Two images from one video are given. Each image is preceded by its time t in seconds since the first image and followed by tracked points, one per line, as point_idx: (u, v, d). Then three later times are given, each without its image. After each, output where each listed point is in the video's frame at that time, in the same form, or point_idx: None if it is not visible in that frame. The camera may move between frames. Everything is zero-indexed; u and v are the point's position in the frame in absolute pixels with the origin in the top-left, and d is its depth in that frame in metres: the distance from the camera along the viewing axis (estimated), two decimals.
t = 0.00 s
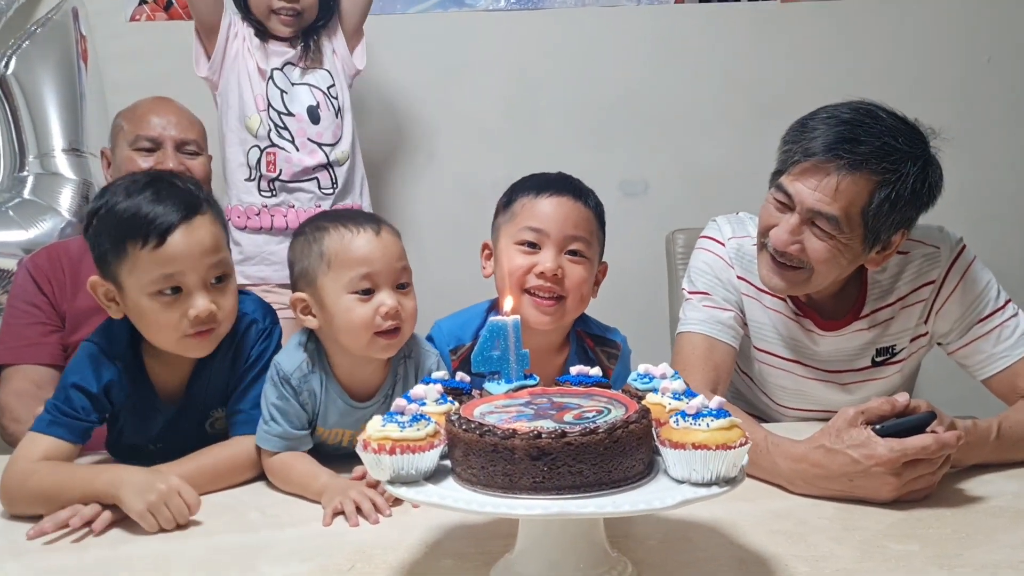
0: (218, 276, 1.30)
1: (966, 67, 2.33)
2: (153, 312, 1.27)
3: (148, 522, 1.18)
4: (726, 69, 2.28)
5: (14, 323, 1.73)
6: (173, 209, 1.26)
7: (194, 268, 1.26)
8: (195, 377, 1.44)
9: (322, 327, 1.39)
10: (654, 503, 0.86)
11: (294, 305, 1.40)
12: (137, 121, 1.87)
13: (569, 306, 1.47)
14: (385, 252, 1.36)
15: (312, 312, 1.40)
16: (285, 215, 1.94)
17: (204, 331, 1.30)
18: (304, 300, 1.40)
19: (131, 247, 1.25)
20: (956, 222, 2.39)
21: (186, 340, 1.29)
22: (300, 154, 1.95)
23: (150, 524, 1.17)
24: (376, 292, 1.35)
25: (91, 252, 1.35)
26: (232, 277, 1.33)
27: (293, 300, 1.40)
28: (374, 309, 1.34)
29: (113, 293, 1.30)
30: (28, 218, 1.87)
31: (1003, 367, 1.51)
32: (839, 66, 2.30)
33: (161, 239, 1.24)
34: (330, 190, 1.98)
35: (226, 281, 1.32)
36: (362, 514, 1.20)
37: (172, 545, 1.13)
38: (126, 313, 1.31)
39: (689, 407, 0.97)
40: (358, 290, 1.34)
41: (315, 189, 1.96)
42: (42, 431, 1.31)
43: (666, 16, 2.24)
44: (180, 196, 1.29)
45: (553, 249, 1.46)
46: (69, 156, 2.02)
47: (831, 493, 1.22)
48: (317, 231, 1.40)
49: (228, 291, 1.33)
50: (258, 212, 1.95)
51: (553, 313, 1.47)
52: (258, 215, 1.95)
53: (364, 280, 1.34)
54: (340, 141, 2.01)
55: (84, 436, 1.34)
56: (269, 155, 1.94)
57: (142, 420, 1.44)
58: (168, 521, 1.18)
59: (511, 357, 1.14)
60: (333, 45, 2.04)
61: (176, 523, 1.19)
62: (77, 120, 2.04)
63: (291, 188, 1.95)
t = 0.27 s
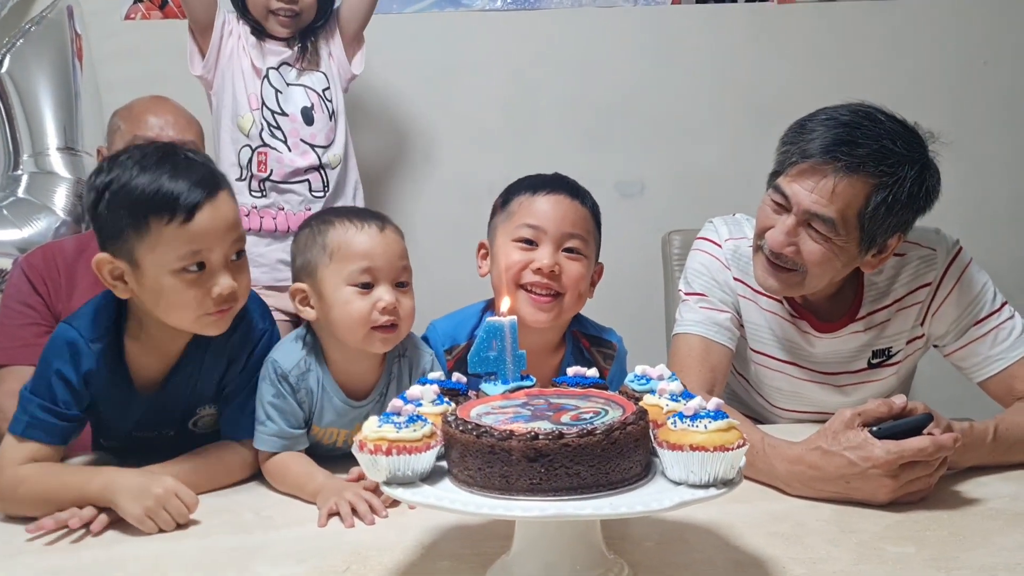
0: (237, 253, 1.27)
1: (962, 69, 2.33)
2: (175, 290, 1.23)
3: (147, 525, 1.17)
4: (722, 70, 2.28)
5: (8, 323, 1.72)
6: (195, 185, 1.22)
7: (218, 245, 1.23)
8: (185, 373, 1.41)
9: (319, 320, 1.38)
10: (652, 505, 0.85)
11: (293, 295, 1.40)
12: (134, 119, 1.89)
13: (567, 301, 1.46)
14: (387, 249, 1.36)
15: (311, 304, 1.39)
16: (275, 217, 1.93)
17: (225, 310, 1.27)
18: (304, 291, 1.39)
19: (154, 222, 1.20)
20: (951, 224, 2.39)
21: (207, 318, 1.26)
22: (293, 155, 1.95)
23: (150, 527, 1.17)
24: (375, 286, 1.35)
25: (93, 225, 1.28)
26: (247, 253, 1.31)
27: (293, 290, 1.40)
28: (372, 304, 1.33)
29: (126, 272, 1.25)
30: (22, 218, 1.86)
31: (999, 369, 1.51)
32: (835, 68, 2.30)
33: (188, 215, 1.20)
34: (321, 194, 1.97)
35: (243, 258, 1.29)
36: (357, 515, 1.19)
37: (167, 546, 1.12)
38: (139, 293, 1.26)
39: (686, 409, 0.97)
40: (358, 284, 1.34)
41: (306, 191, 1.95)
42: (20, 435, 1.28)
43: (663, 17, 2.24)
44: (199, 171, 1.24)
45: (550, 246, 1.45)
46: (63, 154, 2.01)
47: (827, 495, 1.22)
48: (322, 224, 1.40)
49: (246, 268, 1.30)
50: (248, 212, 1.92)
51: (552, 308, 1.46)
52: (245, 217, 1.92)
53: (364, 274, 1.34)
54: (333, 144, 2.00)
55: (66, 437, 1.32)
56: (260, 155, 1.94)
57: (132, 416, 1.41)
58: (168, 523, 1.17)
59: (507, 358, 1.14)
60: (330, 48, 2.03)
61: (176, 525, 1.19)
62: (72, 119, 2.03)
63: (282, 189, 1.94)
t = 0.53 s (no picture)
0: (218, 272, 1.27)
1: (957, 71, 2.34)
2: (165, 320, 1.22)
3: (141, 523, 1.17)
4: (717, 72, 2.28)
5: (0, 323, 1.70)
6: (167, 211, 1.20)
7: (201, 268, 1.23)
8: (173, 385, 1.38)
9: (311, 321, 1.38)
10: (644, 507, 0.85)
11: (287, 297, 1.40)
12: (125, 122, 1.87)
13: (555, 298, 1.45)
14: (379, 251, 1.35)
15: (303, 305, 1.39)
16: (271, 219, 1.93)
17: (215, 330, 1.28)
18: (297, 293, 1.39)
19: (134, 258, 1.18)
20: (945, 227, 2.40)
21: (200, 341, 1.27)
22: (291, 156, 1.95)
23: (144, 525, 1.17)
24: (366, 289, 1.34)
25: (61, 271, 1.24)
26: (222, 269, 1.30)
27: (285, 292, 1.40)
28: (363, 306, 1.33)
29: (109, 311, 1.23)
30: (15, 218, 1.84)
31: (993, 372, 1.51)
32: (830, 71, 2.31)
33: (168, 246, 1.19)
34: (318, 196, 1.97)
35: (221, 275, 1.29)
36: (349, 515, 1.19)
37: (158, 547, 1.12)
38: (127, 329, 1.25)
39: (680, 410, 0.97)
40: (349, 286, 1.34)
41: (303, 194, 1.95)
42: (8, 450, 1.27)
43: (659, 19, 2.24)
44: (165, 196, 1.22)
45: (536, 242, 1.46)
46: (57, 154, 2.01)
47: (821, 496, 1.22)
48: (315, 225, 1.40)
49: (225, 284, 1.30)
50: (245, 214, 1.94)
51: (536, 305, 1.45)
52: (244, 218, 1.94)
53: (355, 277, 1.34)
54: (331, 146, 2.01)
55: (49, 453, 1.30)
56: (258, 156, 1.94)
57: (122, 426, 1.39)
58: (163, 521, 1.17)
59: (501, 359, 1.14)
60: (326, 49, 2.03)
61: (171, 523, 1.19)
62: (66, 118, 2.03)
63: (279, 191, 1.94)
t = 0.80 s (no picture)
0: (196, 270, 1.27)
1: (956, 73, 2.34)
2: (149, 326, 1.22)
3: (136, 522, 1.17)
4: (717, 74, 2.28)
5: None
6: (135, 216, 1.19)
7: (177, 270, 1.22)
8: (168, 386, 1.38)
9: (310, 321, 1.38)
10: (644, 507, 0.85)
11: (284, 298, 1.40)
12: (125, 123, 1.88)
13: (554, 297, 1.45)
14: (377, 251, 1.35)
15: (302, 306, 1.38)
16: (279, 225, 1.92)
17: (202, 330, 1.28)
18: (295, 294, 1.39)
19: (107, 270, 1.18)
20: (944, 229, 2.40)
21: (188, 341, 1.27)
22: (300, 164, 1.95)
23: (138, 524, 1.17)
24: (364, 288, 1.34)
25: (43, 286, 1.24)
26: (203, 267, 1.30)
27: (284, 293, 1.40)
28: (361, 306, 1.33)
29: (93, 323, 1.23)
30: (14, 217, 1.83)
31: (991, 374, 1.51)
32: (829, 73, 2.31)
33: (139, 254, 1.18)
34: (325, 204, 1.97)
35: (201, 273, 1.29)
36: (348, 515, 1.19)
37: (157, 546, 1.12)
38: (113, 337, 1.25)
39: (679, 411, 0.97)
40: (347, 286, 1.34)
41: (311, 202, 1.95)
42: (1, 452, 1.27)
43: (658, 21, 2.24)
44: (132, 202, 1.21)
45: (536, 241, 1.46)
46: (56, 153, 2.01)
47: (819, 498, 1.22)
48: (315, 225, 1.40)
49: (208, 281, 1.30)
50: (252, 219, 1.92)
51: (535, 305, 1.45)
52: (250, 223, 1.92)
53: (354, 277, 1.33)
54: (338, 154, 2.01)
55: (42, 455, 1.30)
56: (267, 163, 1.93)
57: (118, 427, 1.38)
58: (159, 519, 1.17)
59: (501, 359, 1.14)
60: (336, 56, 2.04)
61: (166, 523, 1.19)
62: (65, 117, 2.03)
63: (288, 198, 1.93)
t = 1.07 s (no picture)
0: (198, 270, 1.26)
1: (956, 74, 2.34)
2: (148, 325, 1.22)
3: (133, 522, 1.17)
4: (717, 74, 2.28)
5: None
6: (136, 216, 1.19)
7: (177, 269, 1.22)
8: (169, 383, 1.38)
9: (311, 322, 1.38)
10: (643, 509, 0.85)
11: (285, 299, 1.39)
12: (127, 123, 1.89)
13: (554, 297, 1.45)
14: (379, 251, 1.35)
15: (303, 307, 1.38)
16: (285, 225, 1.92)
17: (202, 329, 1.28)
18: (296, 295, 1.38)
19: (107, 269, 1.18)
20: (944, 230, 2.40)
21: (187, 341, 1.27)
22: (309, 163, 1.95)
23: (136, 524, 1.17)
24: (367, 290, 1.34)
25: (44, 287, 1.24)
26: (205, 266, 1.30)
27: (285, 293, 1.39)
28: (365, 307, 1.33)
29: (94, 322, 1.23)
30: (14, 218, 1.82)
31: (990, 376, 1.51)
32: (829, 74, 2.31)
33: (138, 253, 1.17)
34: (332, 203, 1.97)
35: (203, 272, 1.29)
36: (346, 516, 1.18)
37: (155, 547, 1.12)
38: (114, 337, 1.25)
39: (679, 412, 0.96)
40: (351, 286, 1.33)
41: (317, 201, 1.95)
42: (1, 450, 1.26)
43: (659, 21, 2.24)
44: (135, 201, 1.21)
45: (537, 242, 1.45)
46: (55, 154, 2.00)
47: (819, 499, 1.22)
48: (315, 226, 1.40)
49: (210, 281, 1.30)
50: (257, 220, 1.92)
51: (536, 305, 1.44)
52: (255, 225, 1.92)
53: (356, 277, 1.33)
54: (348, 153, 2.01)
55: (44, 454, 1.30)
56: (275, 162, 1.94)
57: (117, 426, 1.38)
58: (156, 518, 1.17)
59: (500, 359, 1.14)
60: (347, 53, 2.04)
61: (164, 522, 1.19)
62: (64, 117, 2.03)
63: (294, 198, 1.93)
